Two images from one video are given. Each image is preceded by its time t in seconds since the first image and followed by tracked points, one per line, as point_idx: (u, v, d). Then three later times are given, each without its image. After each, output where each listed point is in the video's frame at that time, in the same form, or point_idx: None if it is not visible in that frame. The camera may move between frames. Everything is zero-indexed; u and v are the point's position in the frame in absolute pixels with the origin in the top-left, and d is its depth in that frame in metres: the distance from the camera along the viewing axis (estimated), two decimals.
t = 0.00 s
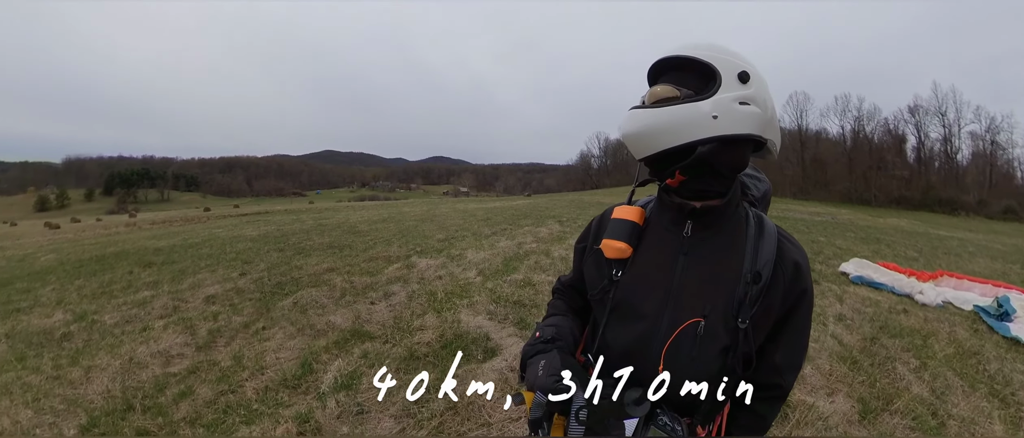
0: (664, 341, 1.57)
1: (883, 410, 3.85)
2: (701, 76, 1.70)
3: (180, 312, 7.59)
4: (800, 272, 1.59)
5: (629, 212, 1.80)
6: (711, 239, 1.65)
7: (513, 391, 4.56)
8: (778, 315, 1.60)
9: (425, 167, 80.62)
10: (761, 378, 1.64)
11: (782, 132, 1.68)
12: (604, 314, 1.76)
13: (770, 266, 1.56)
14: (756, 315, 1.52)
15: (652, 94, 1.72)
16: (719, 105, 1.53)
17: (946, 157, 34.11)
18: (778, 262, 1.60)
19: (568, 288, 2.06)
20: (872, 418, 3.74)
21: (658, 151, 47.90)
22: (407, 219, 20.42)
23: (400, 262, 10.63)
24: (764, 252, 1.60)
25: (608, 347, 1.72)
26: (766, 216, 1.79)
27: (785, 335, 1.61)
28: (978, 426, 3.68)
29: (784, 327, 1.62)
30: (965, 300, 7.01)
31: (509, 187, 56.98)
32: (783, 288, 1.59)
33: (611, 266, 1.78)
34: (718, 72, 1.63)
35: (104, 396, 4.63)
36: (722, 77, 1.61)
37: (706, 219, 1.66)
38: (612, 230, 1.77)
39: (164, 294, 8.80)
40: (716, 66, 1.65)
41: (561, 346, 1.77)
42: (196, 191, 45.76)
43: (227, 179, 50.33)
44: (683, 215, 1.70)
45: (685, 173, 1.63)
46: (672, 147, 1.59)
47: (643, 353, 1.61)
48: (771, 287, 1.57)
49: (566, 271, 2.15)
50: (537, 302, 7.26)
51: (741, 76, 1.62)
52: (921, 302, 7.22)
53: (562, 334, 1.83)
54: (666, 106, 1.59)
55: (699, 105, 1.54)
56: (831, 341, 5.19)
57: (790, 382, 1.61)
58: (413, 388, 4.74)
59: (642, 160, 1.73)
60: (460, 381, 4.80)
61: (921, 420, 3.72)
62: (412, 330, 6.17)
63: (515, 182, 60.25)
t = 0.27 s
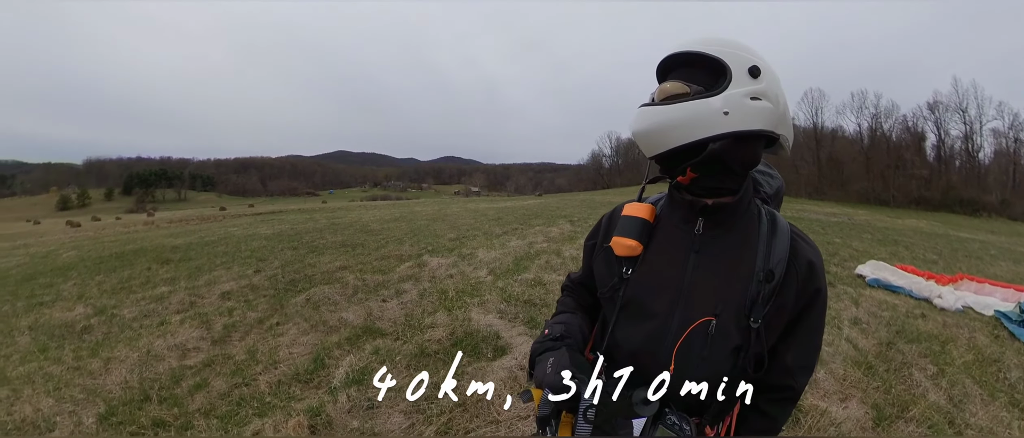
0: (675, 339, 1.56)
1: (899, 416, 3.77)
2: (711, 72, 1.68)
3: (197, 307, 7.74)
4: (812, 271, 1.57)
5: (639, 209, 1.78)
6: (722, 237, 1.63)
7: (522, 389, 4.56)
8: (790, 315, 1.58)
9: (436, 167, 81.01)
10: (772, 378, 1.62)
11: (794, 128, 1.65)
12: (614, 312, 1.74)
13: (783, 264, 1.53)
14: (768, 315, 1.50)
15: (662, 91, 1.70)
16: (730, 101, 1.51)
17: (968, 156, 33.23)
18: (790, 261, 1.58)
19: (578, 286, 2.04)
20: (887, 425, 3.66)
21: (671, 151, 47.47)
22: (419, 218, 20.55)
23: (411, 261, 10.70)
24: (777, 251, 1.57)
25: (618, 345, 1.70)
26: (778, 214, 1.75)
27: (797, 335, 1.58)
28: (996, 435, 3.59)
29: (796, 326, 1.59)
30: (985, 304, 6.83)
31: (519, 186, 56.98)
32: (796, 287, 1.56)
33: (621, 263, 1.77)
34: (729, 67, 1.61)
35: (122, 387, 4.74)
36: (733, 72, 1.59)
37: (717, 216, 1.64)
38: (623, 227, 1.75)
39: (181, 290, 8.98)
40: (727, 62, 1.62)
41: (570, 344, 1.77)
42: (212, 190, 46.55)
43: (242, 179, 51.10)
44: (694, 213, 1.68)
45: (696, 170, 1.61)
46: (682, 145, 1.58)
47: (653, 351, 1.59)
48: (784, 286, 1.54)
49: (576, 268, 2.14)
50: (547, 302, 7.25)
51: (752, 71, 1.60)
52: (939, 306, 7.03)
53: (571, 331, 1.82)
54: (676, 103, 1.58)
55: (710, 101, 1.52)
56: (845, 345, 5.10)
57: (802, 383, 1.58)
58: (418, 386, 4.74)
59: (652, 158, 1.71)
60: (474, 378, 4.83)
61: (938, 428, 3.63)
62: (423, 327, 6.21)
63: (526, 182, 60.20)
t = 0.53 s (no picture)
0: (682, 336, 1.54)
1: (913, 424, 3.69)
2: (717, 68, 1.66)
3: (213, 303, 7.89)
4: (820, 268, 1.54)
5: (645, 207, 1.77)
6: (729, 234, 1.61)
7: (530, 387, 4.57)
8: (798, 313, 1.55)
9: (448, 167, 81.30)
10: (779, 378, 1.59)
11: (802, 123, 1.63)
12: (619, 310, 1.74)
13: (791, 262, 1.52)
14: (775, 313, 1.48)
15: (667, 88, 1.69)
16: (737, 98, 1.50)
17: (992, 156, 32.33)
18: (798, 258, 1.56)
19: (584, 283, 2.03)
20: (901, 433, 3.59)
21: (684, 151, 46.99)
22: (430, 218, 20.66)
23: (422, 260, 10.77)
24: (785, 249, 1.55)
25: (623, 343, 1.69)
26: (786, 211, 1.73)
27: (805, 335, 1.56)
28: None
29: (805, 325, 1.56)
30: (1008, 310, 6.63)
31: (531, 186, 56.91)
32: (804, 286, 1.54)
33: (627, 261, 1.76)
34: (734, 64, 1.60)
35: (140, 378, 4.86)
36: (739, 68, 1.58)
37: (725, 213, 1.62)
38: (629, 225, 1.75)
39: (198, 286, 9.16)
40: (732, 58, 1.61)
41: (576, 342, 1.77)
42: (228, 190, 47.36)
43: (257, 179, 51.86)
44: (701, 210, 1.67)
45: (703, 168, 1.60)
46: (689, 143, 1.57)
47: (659, 349, 1.58)
48: (791, 284, 1.52)
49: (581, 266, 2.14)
50: (557, 301, 7.24)
51: (758, 67, 1.58)
52: (958, 311, 6.85)
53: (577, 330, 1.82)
54: (683, 100, 1.56)
55: (716, 98, 1.52)
56: (860, 350, 5.00)
57: (810, 383, 1.56)
58: (418, 386, 4.69)
59: (658, 156, 1.70)
60: (482, 376, 4.85)
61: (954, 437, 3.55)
62: (433, 325, 6.26)
63: (537, 181, 60.09)
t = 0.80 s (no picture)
0: (689, 336, 1.53)
1: (928, 433, 3.62)
2: (728, 65, 1.65)
3: (229, 298, 8.05)
4: (829, 268, 1.53)
5: (652, 206, 1.76)
6: (737, 234, 1.60)
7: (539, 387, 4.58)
8: (806, 314, 1.53)
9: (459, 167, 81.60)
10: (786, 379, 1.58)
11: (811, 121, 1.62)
12: (626, 309, 1.73)
13: (799, 261, 1.50)
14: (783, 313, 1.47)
15: (676, 84, 1.67)
16: (750, 96, 1.50)
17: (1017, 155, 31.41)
18: (807, 258, 1.55)
19: (590, 283, 2.03)
20: None
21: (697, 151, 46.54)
22: (441, 217, 20.79)
23: (433, 258, 10.84)
24: (793, 249, 1.54)
25: (629, 343, 1.69)
26: (794, 210, 1.71)
27: (813, 335, 1.54)
28: None
29: (813, 326, 1.55)
30: None
31: (542, 186, 56.84)
32: (812, 286, 1.52)
33: (634, 261, 1.75)
34: (746, 61, 1.59)
35: (157, 369, 4.98)
36: (751, 65, 1.57)
37: (733, 212, 1.61)
38: (635, 224, 1.74)
39: (214, 282, 9.35)
40: (745, 54, 1.60)
41: (582, 342, 1.77)
42: (243, 190, 48.16)
43: (271, 179, 52.63)
44: (709, 209, 1.65)
45: (714, 167, 1.58)
46: (700, 142, 1.55)
47: (665, 349, 1.57)
48: (800, 284, 1.51)
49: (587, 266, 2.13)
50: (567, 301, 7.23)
51: (770, 64, 1.58)
52: (977, 316, 6.69)
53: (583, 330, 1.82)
54: (694, 97, 1.55)
55: (730, 96, 1.51)
56: (874, 355, 4.91)
57: (818, 384, 1.55)
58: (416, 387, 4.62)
59: (667, 154, 1.69)
60: (491, 374, 4.86)
61: None
62: (443, 322, 6.31)
63: (548, 181, 59.99)
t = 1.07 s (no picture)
0: (692, 337, 1.53)
1: None
2: (735, 63, 1.64)
3: (243, 294, 8.21)
4: (834, 268, 1.52)
5: (656, 205, 1.75)
6: (743, 233, 1.59)
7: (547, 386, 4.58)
8: (811, 315, 1.52)
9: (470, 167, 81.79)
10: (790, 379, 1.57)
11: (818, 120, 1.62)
12: (629, 309, 1.72)
13: (805, 261, 1.49)
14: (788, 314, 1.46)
15: (684, 81, 1.67)
16: (759, 93, 1.50)
17: None
18: (812, 258, 1.54)
19: (594, 282, 2.03)
20: None
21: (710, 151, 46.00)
22: (452, 217, 20.87)
23: (443, 257, 10.90)
24: (798, 249, 1.53)
25: (632, 343, 1.69)
26: (800, 209, 1.70)
27: (818, 336, 1.53)
28: None
29: (818, 328, 1.54)
30: None
31: (552, 186, 56.73)
32: (816, 286, 1.51)
33: (638, 260, 1.75)
34: (754, 59, 1.59)
35: (173, 361, 5.10)
36: (760, 64, 1.57)
37: (738, 211, 1.60)
38: (640, 223, 1.73)
39: (229, 279, 9.53)
40: (753, 52, 1.59)
41: (585, 342, 1.77)
42: (258, 190, 48.91)
43: (285, 179, 53.36)
44: (714, 208, 1.64)
45: (722, 166, 1.57)
46: (708, 141, 1.55)
47: (669, 349, 1.56)
48: (804, 284, 1.50)
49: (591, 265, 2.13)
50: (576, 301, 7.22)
51: (779, 63, 1.58)
52: (998, 322, 6.52)
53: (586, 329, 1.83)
54: (702, 95, 1.55)
55: (740, 94, 1.51)
56: (889, 360, 4.83)
57: (823, 384, 1.54)
58: (417, 385, 4.61)
59: (673, 153, 1.68)
60: (498, 371, 4.89)
61: None
62: (452, 320, 6.35)
63: (559, 181, 59.84)
